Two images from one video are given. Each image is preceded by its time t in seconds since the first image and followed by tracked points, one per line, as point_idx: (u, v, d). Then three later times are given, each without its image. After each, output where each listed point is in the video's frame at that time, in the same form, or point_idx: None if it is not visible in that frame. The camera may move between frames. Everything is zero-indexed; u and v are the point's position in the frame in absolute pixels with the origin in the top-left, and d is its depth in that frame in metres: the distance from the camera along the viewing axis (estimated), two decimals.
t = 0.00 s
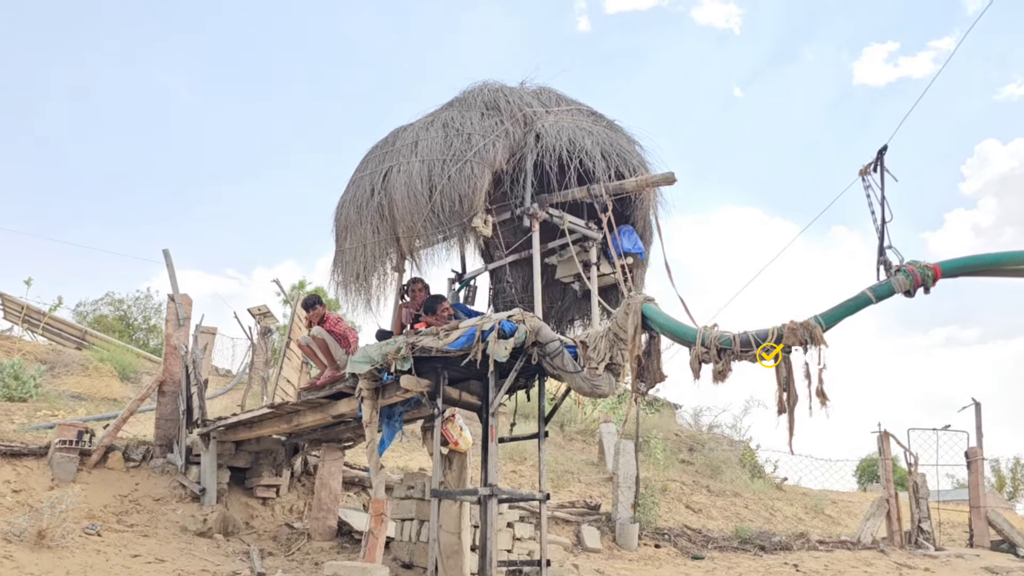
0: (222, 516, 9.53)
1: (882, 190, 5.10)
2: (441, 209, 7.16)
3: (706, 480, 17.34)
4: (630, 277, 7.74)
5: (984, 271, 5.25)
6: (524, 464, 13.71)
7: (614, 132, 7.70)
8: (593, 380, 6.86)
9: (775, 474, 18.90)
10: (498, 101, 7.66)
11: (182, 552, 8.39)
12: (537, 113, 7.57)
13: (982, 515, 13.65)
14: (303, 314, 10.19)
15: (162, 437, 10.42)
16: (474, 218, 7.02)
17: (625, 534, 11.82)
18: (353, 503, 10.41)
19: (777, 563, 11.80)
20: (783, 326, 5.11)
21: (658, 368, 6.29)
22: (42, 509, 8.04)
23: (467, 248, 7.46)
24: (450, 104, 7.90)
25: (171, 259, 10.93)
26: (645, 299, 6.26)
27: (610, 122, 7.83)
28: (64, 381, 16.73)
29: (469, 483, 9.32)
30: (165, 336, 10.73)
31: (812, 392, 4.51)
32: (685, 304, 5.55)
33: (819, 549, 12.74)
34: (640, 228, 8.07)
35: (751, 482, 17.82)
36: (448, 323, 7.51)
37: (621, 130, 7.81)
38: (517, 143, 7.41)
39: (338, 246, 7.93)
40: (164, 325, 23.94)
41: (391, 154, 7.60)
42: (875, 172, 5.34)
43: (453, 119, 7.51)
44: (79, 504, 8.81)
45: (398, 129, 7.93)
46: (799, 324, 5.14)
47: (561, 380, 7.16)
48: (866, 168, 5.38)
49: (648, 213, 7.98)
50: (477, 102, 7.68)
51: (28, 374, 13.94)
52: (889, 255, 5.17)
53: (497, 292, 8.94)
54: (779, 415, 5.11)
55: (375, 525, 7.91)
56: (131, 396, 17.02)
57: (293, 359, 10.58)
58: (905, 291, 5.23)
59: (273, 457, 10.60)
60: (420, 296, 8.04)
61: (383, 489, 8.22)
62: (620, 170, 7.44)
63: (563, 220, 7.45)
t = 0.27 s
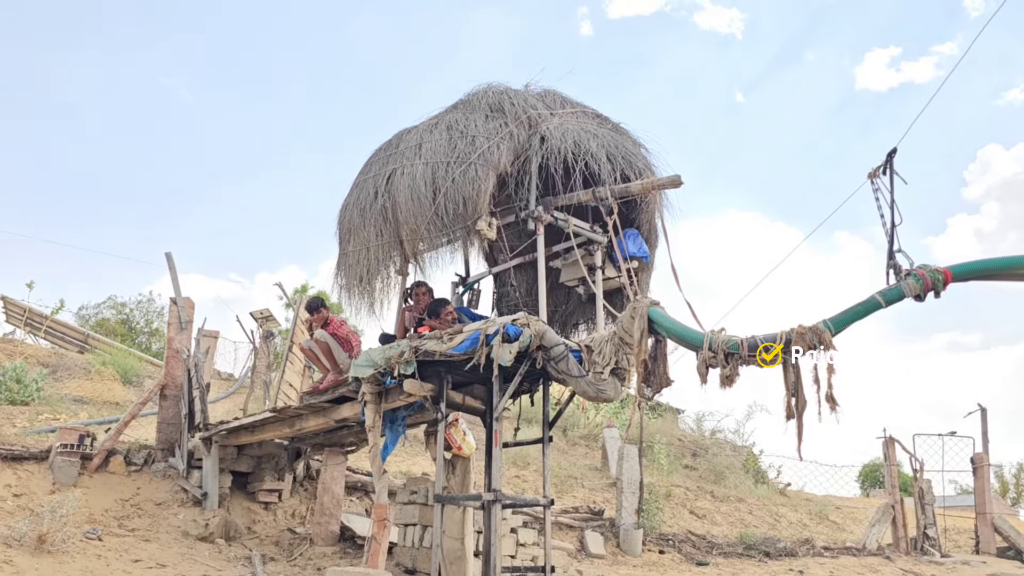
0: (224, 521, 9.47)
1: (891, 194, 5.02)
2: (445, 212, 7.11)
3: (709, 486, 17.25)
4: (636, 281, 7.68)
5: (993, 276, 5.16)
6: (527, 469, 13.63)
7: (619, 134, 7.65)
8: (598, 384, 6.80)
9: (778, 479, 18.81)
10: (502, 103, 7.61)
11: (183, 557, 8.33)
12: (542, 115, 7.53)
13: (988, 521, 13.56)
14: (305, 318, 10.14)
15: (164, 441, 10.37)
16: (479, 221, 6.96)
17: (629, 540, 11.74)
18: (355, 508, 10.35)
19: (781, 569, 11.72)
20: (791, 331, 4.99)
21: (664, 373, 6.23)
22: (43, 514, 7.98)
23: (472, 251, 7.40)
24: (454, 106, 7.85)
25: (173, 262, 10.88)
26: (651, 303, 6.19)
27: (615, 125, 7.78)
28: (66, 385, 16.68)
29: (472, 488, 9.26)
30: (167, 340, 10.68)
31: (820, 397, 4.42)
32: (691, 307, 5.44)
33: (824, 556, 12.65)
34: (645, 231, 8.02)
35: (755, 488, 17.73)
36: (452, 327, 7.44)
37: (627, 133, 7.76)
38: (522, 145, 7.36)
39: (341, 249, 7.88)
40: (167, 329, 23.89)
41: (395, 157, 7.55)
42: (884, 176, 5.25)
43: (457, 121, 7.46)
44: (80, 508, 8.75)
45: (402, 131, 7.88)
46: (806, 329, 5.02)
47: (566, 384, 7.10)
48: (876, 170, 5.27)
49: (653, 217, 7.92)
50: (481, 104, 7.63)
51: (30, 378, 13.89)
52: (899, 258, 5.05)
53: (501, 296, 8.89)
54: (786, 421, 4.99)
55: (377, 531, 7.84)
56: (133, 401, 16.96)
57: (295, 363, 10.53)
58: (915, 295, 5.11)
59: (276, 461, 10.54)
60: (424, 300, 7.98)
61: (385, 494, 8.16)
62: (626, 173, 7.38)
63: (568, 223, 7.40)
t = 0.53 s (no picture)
0: (232, 527, 9.44)
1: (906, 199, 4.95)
2: (454, 217, 7.08)
3: (717, 492, 17.17)
4: (645, 286, 7.64)
5: (1004, 283, 5.07)
6: (535, 475, 13.58)
7: (629, 140, 7.62)
8: (608, 391, 6.74)
9: (786, 485, 18.71)
10: (511, 109, 7.59)
11: (191, 564, 8.30)
12: (551, 121, 7.51)
13: (998, 528, 13.46)
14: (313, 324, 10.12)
15: (171, 447, 10.34)
16: (488, 227, 6.93)
17: (637, 546, 11.67)
18: (363, 514, 10.32)
19: None
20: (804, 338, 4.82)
21: (675, 379, 6.17)
22: (50, 520, 7.97)
23: (481, 257, 7.37)
24: (463, 111, 7.83)
25: (180, 267, 10.88)
26: (662, 310, 6.14)
27: (624, 130, 7.75)
28: (73, 390, 16.69)
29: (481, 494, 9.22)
30: (174, 345, 10.67)
31: (836, 404, 4.34)
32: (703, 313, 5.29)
33: (834, 563, 12.57)
34: (654, 237, 7.98)
35: (763, 493, 17.64)
36: (461, 333, 7.41)
37: (636, 138, 7.74)
38: (531, 150, 7.34)
39: (350, 255, 7.86)
40: (173, 333, 23.91)
41: (404, 162, 7.53)
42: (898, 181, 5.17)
43: (466, 127, 7.44)
44: (87, 514, 8.73)
45: (410, 137, 7.87)
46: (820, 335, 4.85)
47: (575, 391, 7.04)
48: (889, 175, 5.19)
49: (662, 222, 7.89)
50: (490, 109, 7.61)
51: (38, 383, 13.90)
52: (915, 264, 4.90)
53: (510, 301, 8.87)
54: (800, 429, 4.88)
55: (386, 538, 7.79)
56: (140, 406, 16.96)
57: (303, 368, 10.50)
58: (929, 302, 4.96)
59: (283, 467, 10.52)
60: (432, 306, 7.95)
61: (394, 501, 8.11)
62: (636, 179, 7.35)
63: (577, 229, 7.36)
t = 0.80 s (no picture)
0: (243, 531, 9.45)
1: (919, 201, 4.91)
2: (465, 221, 7.08)
3: (727, 496, 17.09)
4: (657, 289, 7.62)
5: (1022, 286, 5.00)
6: (545, 478, 13.54)
7: (639, 142, 7.61)
8: (620, 395, 6.70)
9: (797, 489, 18.61)
10: (522, 112, 7.59)
11: (202, 568, 8.31)
12: (561, 124, 7.50)
13: (1012, 533, 13.34)
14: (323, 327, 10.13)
15: (182, 450, 10.35)
16: (499, 230, 6.92)
17: (648, 551, 11.63)
18: (373, 518, 10.32)
19: None
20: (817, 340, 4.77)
21: (687, 382, 6.15)
22: (62, 524, 7.99)
23: (492, 260, 7.36)
24: (474, 115, 7.83)
25: (191, 271, 10.91)
26: (673, 313, 6.11)
27: (635, 133, 7.74)
28: (85, 393, 16.75)
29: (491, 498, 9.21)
30: (185, 349, 10.70)
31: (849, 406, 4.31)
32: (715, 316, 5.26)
33: (846, 567, 12.48)
34: (665, 240, 7.96)
35: (774, 497, 17.55)
36: (472, 336, 7.40)
37: (647, 141, 7.72)
38: (542, 153, 7.33)
39: (361, 259, 7.86)
40: (183, 337, 23.99)
41: (414, 166, 7.54)
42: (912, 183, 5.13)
43: (476, 130, 7.44)
44: (99, 518, 8.76)
45: (421, 140, 7.87)
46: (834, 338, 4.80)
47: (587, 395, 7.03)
48: (903, 177, 5.15)
49: (673, 225, 7.86)
50: (501, 113, 7.61)
51: (50, 387, 13.96)
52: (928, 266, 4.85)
53: (520, 304, 8.86)
54: (812, 433, 4.85)
55: (397, 542, 7.77)
56: (150, 409, 17.01)
57: (313, 373, 10.52)
58: (944, 305, 4.90)
59: (294, 471, 10.52)
60: (443, 310, 7.95)
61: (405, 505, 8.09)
62: (647, 182, 7.33)
63: (588, 232, 7.34)
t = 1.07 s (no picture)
0: (253, 536, 9.46)
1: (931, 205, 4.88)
2: (474, 226, 7.08)
3: (738, 500, 17.02)
4: (667, 294, 7.61)
5: None
6: (554, 483, 13.51)
7: (649, 147, 7.60)
8: (630, 399, 6.69)
9: (807, 493, 18.52)
10: (531, 117, 7.60)
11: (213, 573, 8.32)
12: (571, 128, 7.51)
13: None
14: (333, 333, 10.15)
15: (193, 456, 10.38)
16: (508, 235, 6.92)
17: (659, 556, 11.59)
18: (383, 523, 10.32)
19: None
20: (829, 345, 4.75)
21: (698, 387, 6.13)
22: (74, 529, 8.02)
23: (501, 265, 7.36)
24: (483, 120, 7.84)
25: (201, 277, 10.94)
26: (684, 317, 6.09)
27: (644, 137, 7.73)
28: (96, 399, 16.81)
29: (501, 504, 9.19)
30: (196, 355, 10.73)
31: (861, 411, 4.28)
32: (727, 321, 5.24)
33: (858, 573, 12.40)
34: (675, 244, 7.94)
35: (784, 502, 17.47)
36: (481, 341, 7.39)
37: (656, 145, 7.72)
38: (551, 158, 7.34)
39: (370, 264, 7.88)
40: (193, 343, 24.07)
41: (424, 171, 7.55)
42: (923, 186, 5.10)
43: (485, 135, 7.45)
44: (111, 524, 8.78)
45: (430, 146, 7.88)
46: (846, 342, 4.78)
47: (597, 399, 7.02)
48: (914, 180, 5.12)
49: (683, 229, 7.85)
50: (510, 118, 7.62)
51: (62, 393, 14.01)
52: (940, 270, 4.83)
53: (530, 309, 8.85)
54: (825, 437, 4.82)
55: (407, 547, 7.75)
56: (161, 415, 17.05)
57: (323, 378, 10.54)
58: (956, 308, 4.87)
59: (304, 476, 10.53)
60: (453, 315, 7.95)
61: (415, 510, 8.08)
62: (656, 186, 7.32)
63: (598, 237, 7.34)
